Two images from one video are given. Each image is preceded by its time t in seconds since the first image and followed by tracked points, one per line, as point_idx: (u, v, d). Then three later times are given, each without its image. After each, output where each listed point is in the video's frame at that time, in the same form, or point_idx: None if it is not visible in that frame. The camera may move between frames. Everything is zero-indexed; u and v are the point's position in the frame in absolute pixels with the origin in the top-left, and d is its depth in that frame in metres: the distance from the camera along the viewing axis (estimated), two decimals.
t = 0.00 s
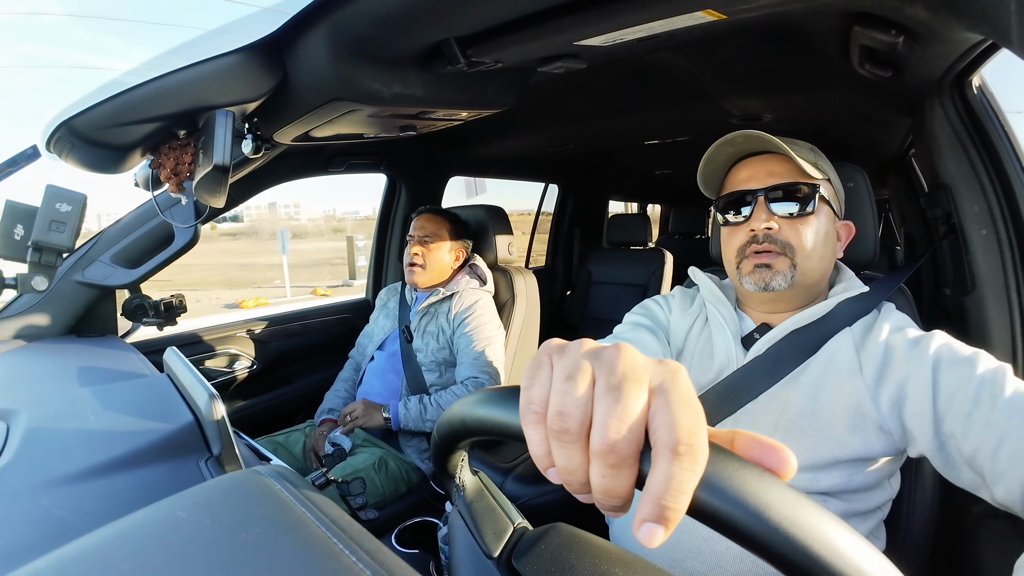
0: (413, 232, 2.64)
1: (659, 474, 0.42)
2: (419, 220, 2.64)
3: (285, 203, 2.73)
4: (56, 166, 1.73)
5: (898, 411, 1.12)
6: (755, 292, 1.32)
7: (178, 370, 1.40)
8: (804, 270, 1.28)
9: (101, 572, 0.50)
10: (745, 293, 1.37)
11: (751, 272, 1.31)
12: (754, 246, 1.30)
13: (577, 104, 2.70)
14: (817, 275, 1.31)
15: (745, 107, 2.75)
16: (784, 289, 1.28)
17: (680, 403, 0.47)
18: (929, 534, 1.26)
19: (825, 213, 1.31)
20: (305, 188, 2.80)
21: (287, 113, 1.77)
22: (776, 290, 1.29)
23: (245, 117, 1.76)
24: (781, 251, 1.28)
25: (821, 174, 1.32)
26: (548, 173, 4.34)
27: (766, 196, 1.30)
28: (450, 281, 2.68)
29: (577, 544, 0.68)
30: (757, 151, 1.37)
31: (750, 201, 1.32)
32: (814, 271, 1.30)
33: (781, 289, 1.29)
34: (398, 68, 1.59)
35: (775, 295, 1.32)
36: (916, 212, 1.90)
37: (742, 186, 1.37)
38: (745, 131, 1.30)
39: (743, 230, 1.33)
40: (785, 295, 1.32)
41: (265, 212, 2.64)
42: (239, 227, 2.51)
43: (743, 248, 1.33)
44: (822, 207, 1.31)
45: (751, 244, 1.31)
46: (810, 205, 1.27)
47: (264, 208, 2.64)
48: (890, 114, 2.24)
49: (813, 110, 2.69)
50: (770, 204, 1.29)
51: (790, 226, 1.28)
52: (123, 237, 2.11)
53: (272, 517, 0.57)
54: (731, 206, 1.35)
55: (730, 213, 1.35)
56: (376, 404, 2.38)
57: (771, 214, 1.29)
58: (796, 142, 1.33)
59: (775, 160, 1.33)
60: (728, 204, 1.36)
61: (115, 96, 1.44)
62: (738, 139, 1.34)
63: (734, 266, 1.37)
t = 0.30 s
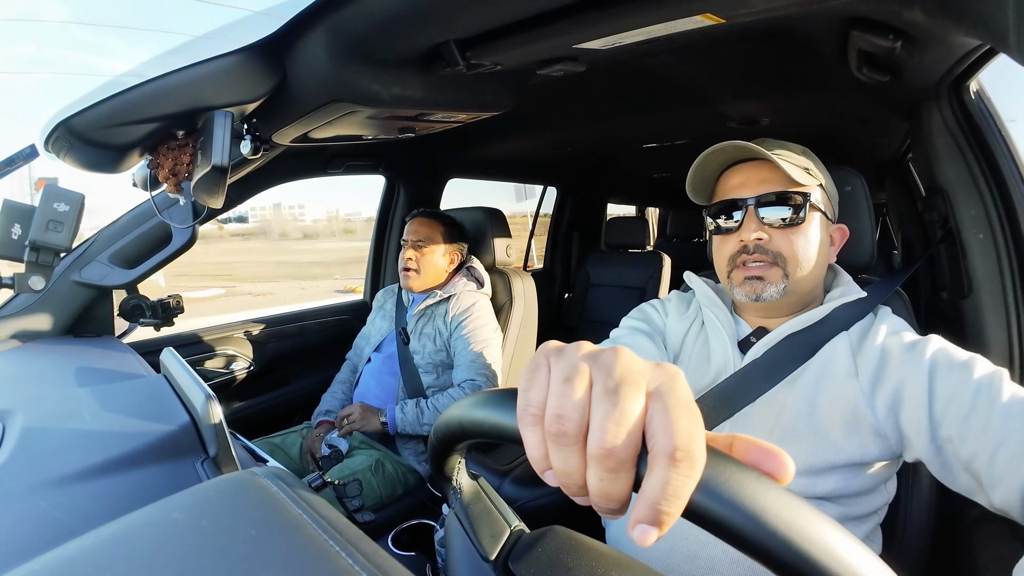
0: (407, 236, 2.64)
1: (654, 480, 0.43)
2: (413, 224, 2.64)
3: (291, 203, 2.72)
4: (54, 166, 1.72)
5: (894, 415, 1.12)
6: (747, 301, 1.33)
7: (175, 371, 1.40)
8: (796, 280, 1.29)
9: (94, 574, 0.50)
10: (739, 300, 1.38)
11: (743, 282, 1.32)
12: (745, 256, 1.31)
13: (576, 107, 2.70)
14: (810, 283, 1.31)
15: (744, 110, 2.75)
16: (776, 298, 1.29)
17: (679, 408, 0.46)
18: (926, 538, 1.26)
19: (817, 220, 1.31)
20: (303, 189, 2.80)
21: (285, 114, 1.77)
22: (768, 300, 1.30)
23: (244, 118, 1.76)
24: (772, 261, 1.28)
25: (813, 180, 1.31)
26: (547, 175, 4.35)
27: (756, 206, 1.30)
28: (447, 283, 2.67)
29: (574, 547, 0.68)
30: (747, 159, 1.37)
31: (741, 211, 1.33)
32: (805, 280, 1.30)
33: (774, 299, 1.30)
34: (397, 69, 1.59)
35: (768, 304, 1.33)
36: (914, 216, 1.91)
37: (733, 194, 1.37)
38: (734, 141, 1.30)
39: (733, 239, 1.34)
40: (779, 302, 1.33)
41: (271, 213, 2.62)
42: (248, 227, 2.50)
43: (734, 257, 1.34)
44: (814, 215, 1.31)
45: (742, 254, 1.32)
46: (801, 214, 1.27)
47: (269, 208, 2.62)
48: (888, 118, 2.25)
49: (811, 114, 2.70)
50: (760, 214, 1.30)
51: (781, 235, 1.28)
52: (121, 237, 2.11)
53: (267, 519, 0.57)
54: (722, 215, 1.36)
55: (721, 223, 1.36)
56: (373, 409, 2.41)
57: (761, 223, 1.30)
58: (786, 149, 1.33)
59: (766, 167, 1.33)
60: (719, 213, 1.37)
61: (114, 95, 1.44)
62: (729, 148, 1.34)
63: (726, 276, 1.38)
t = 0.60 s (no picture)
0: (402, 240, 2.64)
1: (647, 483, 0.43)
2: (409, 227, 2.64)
3: (289, 205, 2.72)
4: (51, 166, 1.71)
5: (890, 419, 1.12)
6: (739, 304, 1.34)
7: (171, 372, 1.39)
8: (786, 281, 1.29)
9: None
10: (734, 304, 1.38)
11: (733, 285, 1.33)
12: (735, 259, 1.32)
13: (573, 111, 2.71)
14: (801, 284, 1.31)
15: (741, 115, 2.77)
16: (767, 300, 1.29)
17: (673, 411, 0.47)
18: (922, 543, 1.26)
19: (807, 221, 1.32)
20: (301, 191, 2.79)
21: (284, 116, 1.77)
22: (759, 301, 1.30)
23: (243, 119, 1.76)
24: (761, 263, 1.29)
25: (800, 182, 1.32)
26: (545, 178, 4.36)
27: (745, 209, 1.31)
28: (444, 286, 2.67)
29: (571, 551, 0.68)
30: (735, 164, 1.38)
31: (730, 215, 1.33)
32: (797, 281, 1.30)
33: (765, 301, 1.30)
34: (397, 72, 1.59)
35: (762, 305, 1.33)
36: (910, 221, 1.91)
37: (723, 200, 1.38)
38: (717, 149, 1.32)
39: (723, 243, 1.35)
40: (771, 306, 1.33)
41: (277, 214, 2.68)
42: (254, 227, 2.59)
43: (724, 261, 1.35)
44: (803, 216, 1.31)
45: (732, 257, 1.33)
46: (790, 216, 1.27)
47: (276, 211, 2.68)
48: (885, 123, 2.26)
49: (808, 119, 2.72)
50: (748, 218, 1.30)
51: (770, 237, 1.29)
52: (118, 237, 2.10)
53: (263, 521, 0.57)
54: (711, 221, 1.37)
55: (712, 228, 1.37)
56: (370, 411, 2.41)
57: (749, 227, 1.30)
58: (774, 153, 1.34)
59: (751, 172, 1.34)
60: (709, 219, 1.38)
61: (112, 95, 1.44)
62: (712, 156, 1.36)
63: (718, 279, 1.39)
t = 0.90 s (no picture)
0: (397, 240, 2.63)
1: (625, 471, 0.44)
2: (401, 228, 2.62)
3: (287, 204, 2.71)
4: (49, 165, 1.71)
5: (889, 415, 1.12)
6: (730, 306, 1.33)
7: (169, 372, 1.39)
8: (776, 281, 1.29)
9: None
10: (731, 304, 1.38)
11: (724, 287, 1.33)
12: (725, 261, 1.32)
13: (572, 111, 2.72)
14: (792, 285, 1.31)
15: (740, 115, 2.77)
16: (758, 301, 1.29)
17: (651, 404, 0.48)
18: (920, 542, 1.26)
19: (797, 221, 1.32)
20: (299, 190, 2.79)
21: (283, 115, 1.76)
22: (750, 303, 1.30)
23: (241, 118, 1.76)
24: (751, 265, 1.29)
25: (789, 181, 1.31)
26: (543, 178, 4.36)
27: (733, 211, 1.31)
28: (441, 286, 2.67)
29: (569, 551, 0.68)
30: (724, 165, 1.38)
31: (719, 217, 1.34)
32: (786, 281, 1.30)
33: (756, 303, 1.29)
34: (395, 71, 1.59)
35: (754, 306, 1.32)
36: (908, 221, 1.92)
37: (712, 201, 1.39)
38: (703, 151, 1.33)
39: (713, 245, 1.35)
40: (764, 305, 1.33)
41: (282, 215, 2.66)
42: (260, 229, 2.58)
43: (715, 263, 1.36)
44: (794, 216, 1.32)
45: (722, 259, 1.33)
46: (778, 216, 1.28)
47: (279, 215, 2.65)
48: (883, 123, 2.26)
49: (805, 119, 2.72)
50: (737, 220, 1.31)
51: (758, 238, 1.29)
52: (117, 236, 2.10)
53: (262, 522, 0.57)
54: (702, 223, 1.38)
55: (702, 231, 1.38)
56: (368, 411, 2.40)
57: (737, 228, 1.31)
58: (763, 154, 1.34)
59: (740, 172, 1.34)
60: (702, 220, 1.38)
61: (110, 94, 1.43)
62: (700, 158, 1.36)
63: (710, 282, 1.39)
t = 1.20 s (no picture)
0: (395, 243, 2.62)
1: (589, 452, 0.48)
2: (400, 229, 2.61)
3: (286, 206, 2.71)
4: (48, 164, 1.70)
5: (889, 419, 1.13)
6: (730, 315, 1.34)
7: (166, 372, 1.38)
8: (776, 290, 1.29)
9: None
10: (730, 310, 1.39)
11: (724, 296, 1.33)
12: (723, 270, 1.32)
13: (572, 114, 2.72)
14: (791, 292, 1.32)
15: (740, 119, 2.77)
16: (758, 310, 1.29)
17: (615, 394, 0.52)
18: (917, 548, 1.26)
19: (795, 229, 1.32)
20: (298, 191, 2.79)
21: (283, 116, 1.77)
22: (750, 312, 1.30)
23: (241, 118, 1.76)
24: (750, 274, 1.29)
25: (788, 189, 1.31)
26: (542, 181, 4.37)
27: (732, 220, 1.32)
28: (440, 288, 2.66)
29: (566, 556, 0.68)
30: (721, 174, 1.39)
31: (717, 226, 1.34)
32: (785, 290, 1.30)
33: (756, 312, 1.30)
34: (395, 74, 1.59)
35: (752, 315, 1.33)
36: (907, 226, 1.92)
37: (710, 210, 1.39)
38: (700, 161, 1.33)
39: (711, 255, 1.36)
40: (764, 314, 1.33)
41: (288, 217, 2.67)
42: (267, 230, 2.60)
43: (714, 272, 1.36)
44: (792, 224, 1.32)
45: (721, 268, 1.33)
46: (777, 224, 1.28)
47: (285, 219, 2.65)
48: (882, 128, 2.27)
49: (805, 124, 2.73)
50: (736, 228, 1.31)
51: (756, 247, 1.30)
52: (116, 235, 2.10)
53: (259, 523, 0.56)
54: (699, 231, 1.38)
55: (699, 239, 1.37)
56: (366, 413, 2.40)
57: (735, 237, 1.31)
58: (760, 161, 1.34)
59: (738, 181, 1.34)
60: (699, 226, 1.38)
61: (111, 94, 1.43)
62: (697, 166, 1.36)
63: (709, 290, 1.39)
